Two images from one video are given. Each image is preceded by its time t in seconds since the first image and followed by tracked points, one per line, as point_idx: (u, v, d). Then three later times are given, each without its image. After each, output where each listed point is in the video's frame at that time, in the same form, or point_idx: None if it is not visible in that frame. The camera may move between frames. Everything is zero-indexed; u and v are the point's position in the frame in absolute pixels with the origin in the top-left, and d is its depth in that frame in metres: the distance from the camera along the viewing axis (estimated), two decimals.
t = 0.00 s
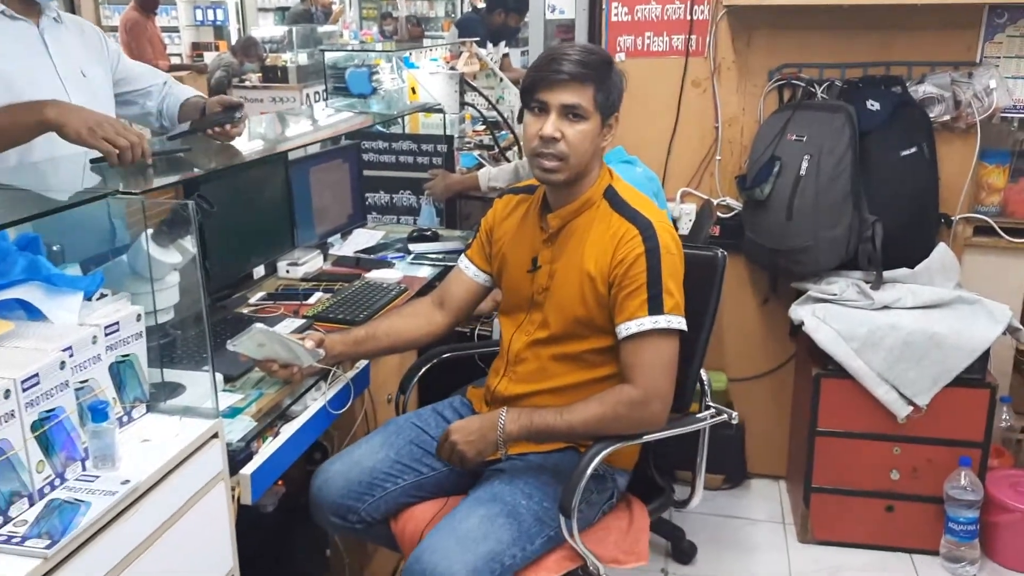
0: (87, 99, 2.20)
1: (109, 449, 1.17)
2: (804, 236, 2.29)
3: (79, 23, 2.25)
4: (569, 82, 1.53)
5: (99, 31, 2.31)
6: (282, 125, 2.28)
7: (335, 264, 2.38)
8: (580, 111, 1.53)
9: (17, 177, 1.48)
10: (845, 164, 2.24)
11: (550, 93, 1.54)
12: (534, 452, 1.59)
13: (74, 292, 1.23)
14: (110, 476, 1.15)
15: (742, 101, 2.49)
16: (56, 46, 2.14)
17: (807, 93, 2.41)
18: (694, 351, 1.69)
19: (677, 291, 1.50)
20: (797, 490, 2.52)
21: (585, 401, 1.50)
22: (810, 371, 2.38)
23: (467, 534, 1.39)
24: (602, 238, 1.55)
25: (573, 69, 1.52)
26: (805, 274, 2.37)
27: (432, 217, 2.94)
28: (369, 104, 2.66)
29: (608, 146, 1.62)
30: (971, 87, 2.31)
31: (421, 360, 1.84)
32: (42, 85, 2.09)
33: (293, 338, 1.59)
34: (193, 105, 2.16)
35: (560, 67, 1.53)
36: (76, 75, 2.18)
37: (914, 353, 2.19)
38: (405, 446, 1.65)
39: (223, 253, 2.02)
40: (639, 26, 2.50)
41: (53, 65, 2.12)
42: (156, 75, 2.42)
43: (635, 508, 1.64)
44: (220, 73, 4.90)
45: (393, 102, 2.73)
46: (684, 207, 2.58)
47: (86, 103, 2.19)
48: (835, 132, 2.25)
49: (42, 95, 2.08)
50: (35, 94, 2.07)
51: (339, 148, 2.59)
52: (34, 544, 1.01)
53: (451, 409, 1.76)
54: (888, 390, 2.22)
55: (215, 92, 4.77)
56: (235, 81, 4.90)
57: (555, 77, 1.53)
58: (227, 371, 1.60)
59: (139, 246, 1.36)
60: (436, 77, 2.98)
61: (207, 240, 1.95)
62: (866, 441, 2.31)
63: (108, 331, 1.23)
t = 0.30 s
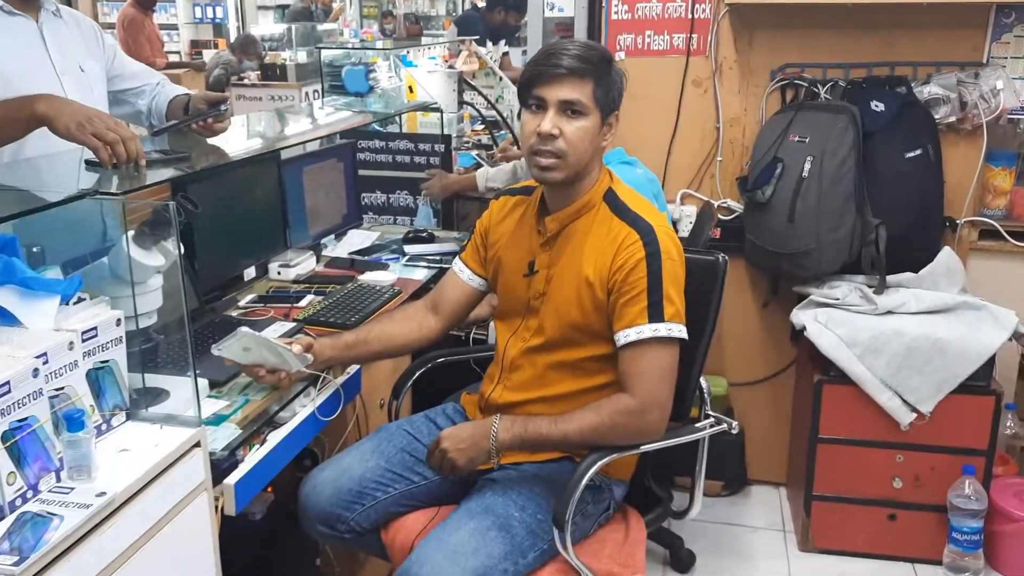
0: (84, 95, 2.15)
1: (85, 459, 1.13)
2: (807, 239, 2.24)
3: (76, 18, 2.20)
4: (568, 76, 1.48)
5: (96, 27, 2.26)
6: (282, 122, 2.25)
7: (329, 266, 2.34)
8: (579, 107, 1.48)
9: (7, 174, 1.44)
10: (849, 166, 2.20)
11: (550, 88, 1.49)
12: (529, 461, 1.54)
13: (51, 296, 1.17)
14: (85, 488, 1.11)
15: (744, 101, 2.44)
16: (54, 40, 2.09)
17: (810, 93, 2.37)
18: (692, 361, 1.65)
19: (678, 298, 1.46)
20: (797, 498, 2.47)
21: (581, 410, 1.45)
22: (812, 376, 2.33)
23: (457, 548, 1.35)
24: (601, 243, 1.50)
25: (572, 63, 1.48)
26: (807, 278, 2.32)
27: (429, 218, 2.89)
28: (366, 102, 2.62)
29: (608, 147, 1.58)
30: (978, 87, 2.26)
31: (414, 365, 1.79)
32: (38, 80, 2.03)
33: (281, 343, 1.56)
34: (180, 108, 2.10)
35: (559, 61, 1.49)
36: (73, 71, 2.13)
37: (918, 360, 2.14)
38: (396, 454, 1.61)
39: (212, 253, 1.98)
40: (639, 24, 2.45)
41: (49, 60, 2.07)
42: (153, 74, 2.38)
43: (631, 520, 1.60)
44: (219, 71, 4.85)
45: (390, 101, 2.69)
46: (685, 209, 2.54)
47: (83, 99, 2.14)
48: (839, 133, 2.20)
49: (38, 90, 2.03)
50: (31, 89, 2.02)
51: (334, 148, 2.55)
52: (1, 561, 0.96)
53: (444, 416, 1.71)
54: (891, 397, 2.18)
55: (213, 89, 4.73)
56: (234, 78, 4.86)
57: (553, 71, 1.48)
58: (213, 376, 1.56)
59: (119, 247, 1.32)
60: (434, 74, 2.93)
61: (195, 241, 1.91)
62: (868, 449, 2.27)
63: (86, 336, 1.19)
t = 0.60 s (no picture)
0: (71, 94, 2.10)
1: (60, 471, 1.08)
2: (812, 242, 2.19)
3: (66, 11, 2.16)
4: (571, 72, 1.43)
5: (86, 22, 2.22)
6: (282, 121, 2.18)
7: (323, 267, 2.29)
8: (582, 105, 1.43)
9: None
10: (855, 167, 2.15)
11: (552, 84, 1.44)
12: (526, 472, 1.49)
13: (28, 300, 1.13)
14: (60, 501, 1.06)
15: (748, 101, 2.39)
16: (43, 35, 2.05)
17: (816, 93, 2.31)
18: (695, 367, 1.60)
19: (683, 304, 1.41)
20: (800, 506, 2.42)
21: (581, 419, 1.41)
22: (816, 383, 2.28)
23: (454, 563, 1.30)
24: (603, 246, 1.46)
25: (575, 58, 1.43)
26: (812, 282, 2.27)
27: (427, 218, 2.82)
28: (365, 100, 2.59)
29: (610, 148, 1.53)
30: (989, 89, 2.21)
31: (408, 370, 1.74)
32: (24, 77, 1.98)
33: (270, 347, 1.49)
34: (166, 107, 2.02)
35: (562, 56, 1.44)
36: (61, 68, 2.08)
37: (926, 367, 2.09)
38: (389, 464, 1.56)
39: (203, 254, 1.93)
40: (642, 22, 2.40)
41: (37, 54, 2.02)
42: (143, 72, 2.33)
43: (631, 531, 1.55)
44: (218, 67, 4.80)
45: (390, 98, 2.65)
46: (687, 211, 2.48)
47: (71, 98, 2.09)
48: (846, 134, 2.15)
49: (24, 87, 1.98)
50: (16, 86, 1.97)
51: (330, 146, 2.50)
52: None
53: (438, 424, 1.66)
54: (897, 405, 2.13)
55: (213, 86, 4.68)
56: (233, 75, 4.80)
57: (557, 66, 1.43)
58: (200, 382, 1.51)
59: (100, 250, 1.27)
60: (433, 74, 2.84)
61: (185, 242, 1.86)
62: (872, 458, 2.22)
63: (63, 342, 1.14)
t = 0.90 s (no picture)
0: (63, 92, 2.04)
1: (39, 485, 1.03)
2: (821, 247, 2.14)
3: (63, 4, 2.11)
4: (585, 76, 1.38)
5: (84, 17, 2.16)
6: (284, 118, 2.13)
7: (321, 269, 2.25)
8: (596, 110, 1.38)
9: None
10: (866, 170, 2.09)
11: (565, 86, 1.39)
12: (531, 483, 1.45)
13: (8, 305, 1.08)
14: (39, 516, 1.01)
15: (756, 102, 2.34)
16: (35, 27, 1.99)
17: (825, 94, 2.26)
18: (701, 369, 1.54)
19: (694, 311, 1.36)
20: (806, 515, 2.38)
21: (590, 429, 1.36)
22: (823, 390, 2.23)
23: None
24: (611, 250, 1.41)
25: (586, 60, 1.37)
26: (820, 287, 2.22)
27: (428, 218, 2.76)
28: (365, 97, 2.52)
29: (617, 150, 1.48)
30: (1002, 90, 2.16)
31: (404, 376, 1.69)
32: (14, 73, 1.92)
33: (262, 352, 1.46)
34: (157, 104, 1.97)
35: (573, 58, 1.38)
36: (54, 64, 2.02)
37: (936, 374, 2.04)
38: (386, 476, 1.51)
39: (196, 254, 1.88)
40: (647, 19, 2.35)
41: (27, 48, 1.96)
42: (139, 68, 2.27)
43: (636, 543, 1.50)
44: (219, 64, 4.75)
45: (391, 96, 2.57)
46: (692, 213, 2.44)
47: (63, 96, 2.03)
48: (856, 136, 2.10)
49: (13, 84, 1.92)
50: (5, 82, 1.90)
51: (329, 145, 2.45)
52: None
53: (436, 434, 1.61)
54: (907, 414, 2.08)
55: (213, 82, 4.63)
56: (234, 72, 4.75)
57: (569, 68, 1.38)
58: (190, 389, 1.46)
59: (85, 250, 1.22)
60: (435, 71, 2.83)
61: (178, 241, 1.81)
62: (881, 467, 2.17)
63: (45, 349, 1.10)
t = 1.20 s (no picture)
0: (64, 93, 1.99)
1: (27, 500, 1.00)
2: (835, 252, 2.09)
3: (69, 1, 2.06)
4: (605, 79, 1.33)
5: (92, 16, 2.11)
6: (286, 113, 2.10)
7: (323, 271, 2.21)
8: (617, 114, 1.34)
9: None
10: (881, 174, 2.04)
11: (586, 89, 1.34)
12: (544, 496, 1.41)
13: None
14: (27, 534, 0.97)
15: (769, 103, 2.30)
16: (38, 25, 1.94)
17: (840, 95, 2.21)
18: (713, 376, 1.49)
19: (712, 317, 1.32)
20: (816, 525, 2.33)
21: (608, 440, 1.31)
22: (835, 398, 2.19)
23: None
24: (625, 256, 1.37)
25: (606, 62, 1.33)
26: (832, 293, 2.17)
27: (433, 218, 2.71)
28: (370, 96, 2.47)
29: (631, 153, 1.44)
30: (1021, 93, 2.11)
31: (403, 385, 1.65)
32: (13, 72, 1.87)
33: (262, 359, 1.41)
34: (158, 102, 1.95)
35: (591, 60, 1.34)
36: (56, 65, 1.97)
37: (952, 384, 1.99)
38: (390, 492, 1.47)
39: (196, 256, 1.84)
40: (658, 18, 2.30)
41: (29, 46, 1.91)
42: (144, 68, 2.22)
43: (648, 553, 1.45)
44: (223, 60, 4.70)
45: (396, 95, 2.53)
46: (702, 216, 2.39)
47: (63, 98, 1.98)
48: (872, 139, 2.05)
49: (12, 84, 1.87)
50: (5, 82, 1.85)
51: (332, 144, 2.41)
52: None
53: (439, 446, 1.57)
54: (921, 424, 2.03)
55: (217, 79, 4.60)
56: (238, 68, 4.70)
57: (587, 71, 1.33)
58: (187, 396, 1.42)
59: (79, 255, 1.19)
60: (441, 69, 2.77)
61: (177, 243, 1.77)
62: (894, 477, 2.12)
63: (34, 358, 1.07)
